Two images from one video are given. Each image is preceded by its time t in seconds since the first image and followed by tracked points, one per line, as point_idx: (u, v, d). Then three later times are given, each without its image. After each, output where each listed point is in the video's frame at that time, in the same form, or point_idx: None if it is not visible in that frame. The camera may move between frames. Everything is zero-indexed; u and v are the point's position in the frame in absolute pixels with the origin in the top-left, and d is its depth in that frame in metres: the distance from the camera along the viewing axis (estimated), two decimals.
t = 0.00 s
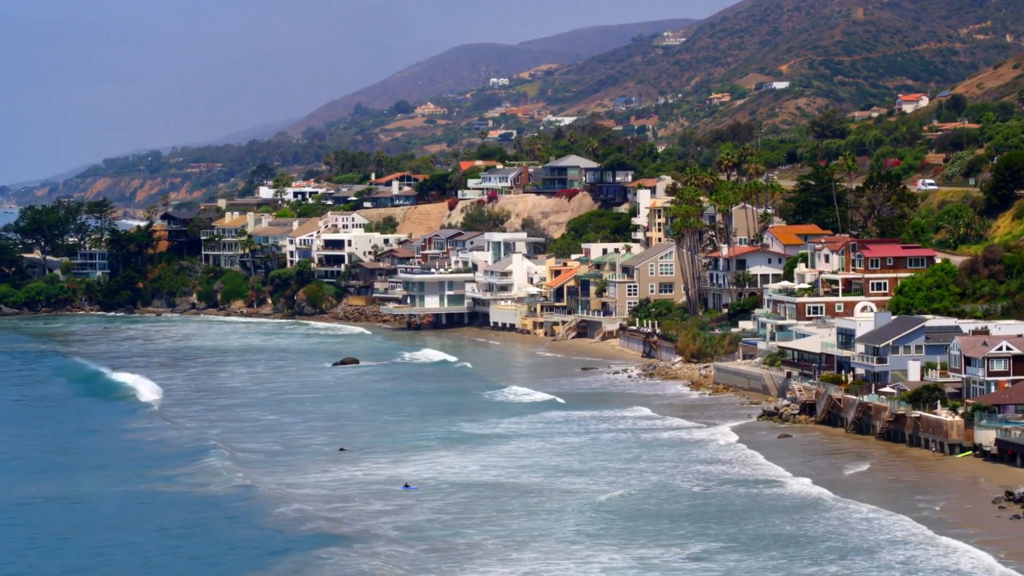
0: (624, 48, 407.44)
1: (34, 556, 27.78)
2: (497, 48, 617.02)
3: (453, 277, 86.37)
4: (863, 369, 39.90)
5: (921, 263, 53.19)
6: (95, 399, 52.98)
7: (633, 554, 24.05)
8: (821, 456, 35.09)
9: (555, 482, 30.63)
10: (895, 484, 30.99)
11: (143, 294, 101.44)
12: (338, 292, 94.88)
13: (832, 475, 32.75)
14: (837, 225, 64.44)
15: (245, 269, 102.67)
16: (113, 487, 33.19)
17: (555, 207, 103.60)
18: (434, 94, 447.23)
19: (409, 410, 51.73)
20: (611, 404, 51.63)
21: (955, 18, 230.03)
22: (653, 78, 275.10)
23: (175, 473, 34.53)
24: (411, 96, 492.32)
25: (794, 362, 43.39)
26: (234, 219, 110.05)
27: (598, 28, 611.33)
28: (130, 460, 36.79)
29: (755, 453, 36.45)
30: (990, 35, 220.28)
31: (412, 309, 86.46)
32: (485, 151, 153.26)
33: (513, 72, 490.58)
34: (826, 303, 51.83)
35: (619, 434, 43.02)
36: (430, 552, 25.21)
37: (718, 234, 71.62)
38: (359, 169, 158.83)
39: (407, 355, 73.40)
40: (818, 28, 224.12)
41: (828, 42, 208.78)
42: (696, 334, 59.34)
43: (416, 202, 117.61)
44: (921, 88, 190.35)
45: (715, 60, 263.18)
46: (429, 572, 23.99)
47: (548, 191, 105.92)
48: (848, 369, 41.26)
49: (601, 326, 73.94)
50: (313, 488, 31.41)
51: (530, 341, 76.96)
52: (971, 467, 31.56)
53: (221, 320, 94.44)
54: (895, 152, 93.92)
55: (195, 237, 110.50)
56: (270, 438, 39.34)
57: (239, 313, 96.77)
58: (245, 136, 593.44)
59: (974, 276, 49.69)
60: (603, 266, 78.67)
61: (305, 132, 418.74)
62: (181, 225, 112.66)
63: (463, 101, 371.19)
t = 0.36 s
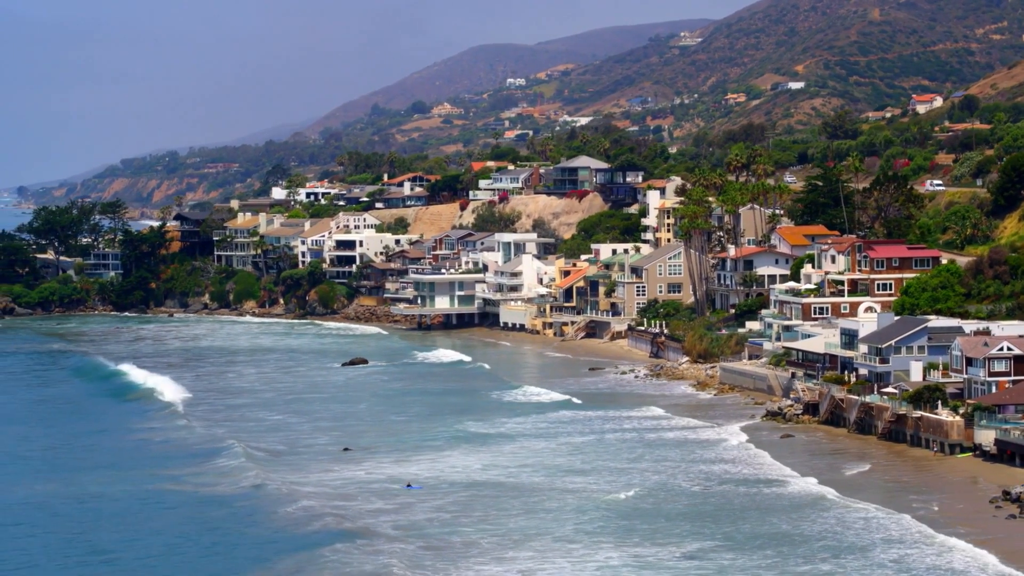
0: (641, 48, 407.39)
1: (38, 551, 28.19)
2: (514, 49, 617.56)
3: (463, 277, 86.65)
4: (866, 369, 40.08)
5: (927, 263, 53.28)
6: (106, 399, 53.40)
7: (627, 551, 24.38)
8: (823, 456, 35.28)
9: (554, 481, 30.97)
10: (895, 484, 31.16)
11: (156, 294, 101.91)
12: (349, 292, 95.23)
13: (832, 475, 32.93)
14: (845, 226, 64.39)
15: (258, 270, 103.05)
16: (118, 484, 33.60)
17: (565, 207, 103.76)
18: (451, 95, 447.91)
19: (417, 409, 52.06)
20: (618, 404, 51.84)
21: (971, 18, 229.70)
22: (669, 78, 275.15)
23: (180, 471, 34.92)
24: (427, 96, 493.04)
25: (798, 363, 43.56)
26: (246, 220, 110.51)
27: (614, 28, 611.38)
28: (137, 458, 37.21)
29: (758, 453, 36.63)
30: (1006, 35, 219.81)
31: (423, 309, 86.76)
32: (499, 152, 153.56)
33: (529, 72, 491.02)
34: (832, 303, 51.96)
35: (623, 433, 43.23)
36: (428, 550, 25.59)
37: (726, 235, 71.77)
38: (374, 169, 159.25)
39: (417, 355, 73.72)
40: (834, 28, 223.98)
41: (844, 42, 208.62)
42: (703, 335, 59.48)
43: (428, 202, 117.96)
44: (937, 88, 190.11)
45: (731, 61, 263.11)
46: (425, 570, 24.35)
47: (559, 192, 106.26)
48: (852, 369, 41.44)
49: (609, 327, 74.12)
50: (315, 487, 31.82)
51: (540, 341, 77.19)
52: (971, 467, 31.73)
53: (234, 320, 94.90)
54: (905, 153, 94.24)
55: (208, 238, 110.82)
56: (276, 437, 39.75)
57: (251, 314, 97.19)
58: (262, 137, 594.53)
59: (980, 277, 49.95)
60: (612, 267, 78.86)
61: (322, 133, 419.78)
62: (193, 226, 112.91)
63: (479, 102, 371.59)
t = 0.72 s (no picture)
0: (656, 48, 407.33)
1: (41, 549, 28.51)
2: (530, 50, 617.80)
3: (472, 278, 86.87)
4: (868, 369, 40.24)
5: (932, 263, 53.24)
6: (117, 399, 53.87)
7: (623, 548, 24.64)
8: (825, 456, 35.44)
9: (554, 481, 31.26)
10: (894, 484, 31.31)
11: (168, 295, 102.45)
12: (360, 292, 95.53)
13: (831, 475, 33.04)
14: (851, 227, 64.43)
15: (269, 271, 103.48)
16: (122, 484, 33.92)
17: (575, 208, 103.88)
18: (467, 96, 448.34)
19: (423, 409, 52.38)
20: (624, 404, 52.06)
21: (987, 18, 229.31)
22: (684, 79, 275.12)
23: (186, 471, 35.27)
24: (442, 97, 493.77)
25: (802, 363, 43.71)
26: (257, 221, 111.03)
27: (630, 29, 611.32)
28: (142, 458, 37.53)
29: (760, 453, 36.80)
30: (1023, 35, 219.31)
31: (432, 310, 87.03)
32: (511, 153, 153.92)
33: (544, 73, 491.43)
34: (837, 304, 52.04)
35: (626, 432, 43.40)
36: (426, 549, 25.88)
37: (734, 236, 71.90)
38: (388, 169, 159.69)
39: (426, 355, 74.08)
40: (849, 28, 223.80)
41: (859, 43, 208.57)
42: (708, 335, 59.61)
43: (438, 203, 118.35)
44: (953, 88, 189.85)
45: (747, 61, 262.95)
46: (424, 568, 24.62)
47: (569, 192, 106.50)
48: (854, 370, 41.59)
49: (617, 328, 74.30)
50: (316, 486, 32.14)
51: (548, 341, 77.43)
52: (970, 467, 31.88)
53: (245, 320, 95.39)
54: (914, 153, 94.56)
55: (219, 239, 111.15)
56: (281, 437, 40.08)
57: (262, 314, 97.67)
58: (278, 137, 595.59)
59: (984, 277, 50.10)
60: (621, 267, 79.04)
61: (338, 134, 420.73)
62: (205, 226, 113.05)
63: (495, 103, 372.09)
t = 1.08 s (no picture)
0: (673, 48, 407.04)
1: (46, 547, 28.89)
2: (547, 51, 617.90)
3: (483, 278, 87.15)
4: (872, 370, 40.40)
5: (938, 264, 53.19)
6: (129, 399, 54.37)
7: (619, 546, 24.94)
8: (827, 456, 35.62)
9: (555, 481, 31.56)
10: (893, 484, 31.51)
11: (181, 295, 102.85)
12: (371, 293, 95.91)
13: (832, 475, 33.19)
14: (860, 227, 64.48)
15: (281, 271, 103.82)
16: (128, 484, 34.30)
17: (586, 209, 104.08)
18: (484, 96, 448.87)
19: (431, 408, 52.73)
20: (631, 404, 52.26)
21: (1005, 18, 228.65)
22: (701, 79, 274.88)
23: (192, 470, 35.69)
24: (460, 97, 494.19)
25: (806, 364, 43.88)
26: (270, 222, 111.65)
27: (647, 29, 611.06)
28: (149, 458, 37.94)
29: (762, 453, 37.00)
30: None
31: (443, 310, 87.35)
32: (526, 153, 154.21)
33: (561, 73, 491.53)
34: (843, 304, 52.17)
35: (631, 432, 43.64)
36: (425, 548, 26.19)
37: (742, 236, 72.05)
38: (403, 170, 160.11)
39: (437, 355, 74.51)
40: (866, 29, 223.43)
41: (876, 43, 208.66)
42: (716, 336, 59.75)
43: (451, 204, 118.75)
44: (971, 88, 189.35)
45: (764, 61, 262.59)
46: (422, 566, 24.97)
47: (580, 193, 106.73)
48: (858, 370, 41.75)
49: (627, 328, 74.50)
50: (319, 486, 32.51)
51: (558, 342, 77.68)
52: (970, 467, 32.07)
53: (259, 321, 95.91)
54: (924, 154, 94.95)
55: (233, 239, 111.27)
56: (288, 437, 40.48)
57: (275, 315, 98.18)
58: (296, 138, 597.18)
59: (990, 278, 50.32)
60: (630, 268, 79.21)
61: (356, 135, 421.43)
62: (219, 227, 113.02)
63: (513, 103, 372.58)
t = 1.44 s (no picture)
0: (692, 49, 406.85)
1: (49, 545, 29.26)
2: (564, 51, 618.54)
3: (495, 278, 87.47)
4: (876, 370, 40.59)
5: (945, 266, 53.23)
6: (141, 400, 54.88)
7: (614, 545, 25.22)
8: (829, 456, 35.81)
9: (555, 480, 31.86)
10: (893, 484, 31.70)
11: (196, 296, 103.50)
12: (384, 294, 96.30)
13: (834, 474, 33.35)
14: (868, 228, 64.54)
15: (295, 272, 103.70)
16: (134, 483, 34.67)
17: (599, 210, 104.28)
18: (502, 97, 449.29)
19: (439, 408, 53.07)
20: (638, 404, 52.54)
21: None
22: (719, 80, 274.78)
23: (198, 469, 36.10)
24: (478, 98, 494.89)
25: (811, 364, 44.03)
26: (283, 223, 112.27)
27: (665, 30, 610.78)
28: (156, 457, 38.30)
29: (766, 452, 37.19)
30: None
31: (455, 311, 87.65)
32: (540, 154, 154.49)
33: (579, 74, 491.66)
34: (850, 305, 52.25)
35: (636, 432, 43.86)
36: (423, 547, 26.53)
37: (751, 237, 72.19)
38: (418, 170, 160.52)
39: (448, 355, 74.98)
40: (884, 29, 223.16)
41: (894, 43, 208.61)
42: (724, 336, 59.94)
43: (464, 205, 119.13)
44: (990, 89, 188.91)
45: (781, 61, 262.29)
46: (419, 565, 25.33)
47: (592, 194, 106.98)
48: (862, 370, 41.92)
49: (636, 329, 74.70)
50: (323, 486, 32.91)
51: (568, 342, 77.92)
52: (970, 466, 32.25)
53: (272, 321, 96.40)
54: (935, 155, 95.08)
55: (247, 240, 111.59)
56: (294, 437, 40.84)
57: (288, 315, 98.66)
58: (315, 139, 598.58)
59: (996, 279, 50.47)
60: (640, 268, 79.37)
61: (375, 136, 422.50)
62: (232, 229, 112.73)
63: (531, 104, 373.03)
